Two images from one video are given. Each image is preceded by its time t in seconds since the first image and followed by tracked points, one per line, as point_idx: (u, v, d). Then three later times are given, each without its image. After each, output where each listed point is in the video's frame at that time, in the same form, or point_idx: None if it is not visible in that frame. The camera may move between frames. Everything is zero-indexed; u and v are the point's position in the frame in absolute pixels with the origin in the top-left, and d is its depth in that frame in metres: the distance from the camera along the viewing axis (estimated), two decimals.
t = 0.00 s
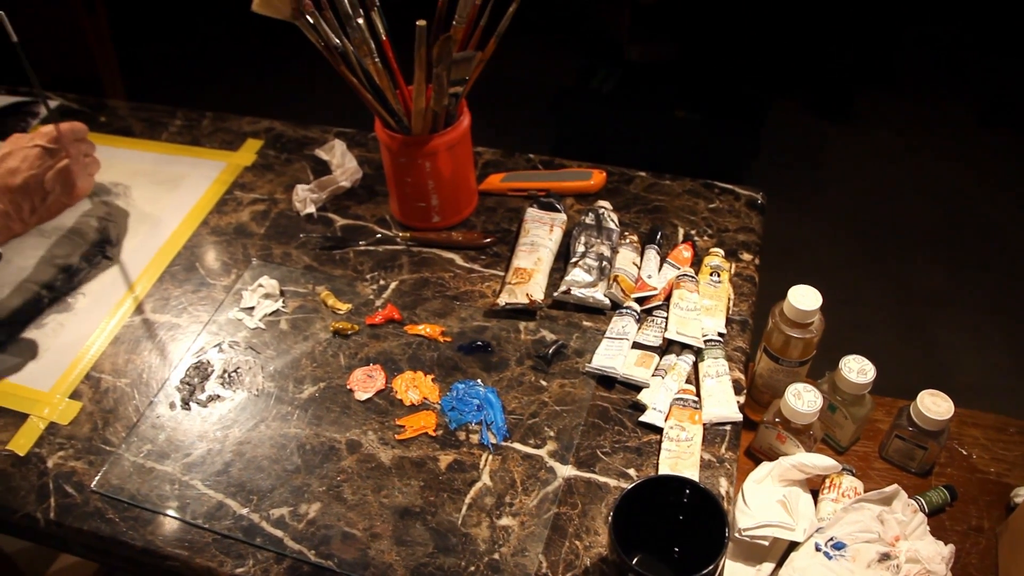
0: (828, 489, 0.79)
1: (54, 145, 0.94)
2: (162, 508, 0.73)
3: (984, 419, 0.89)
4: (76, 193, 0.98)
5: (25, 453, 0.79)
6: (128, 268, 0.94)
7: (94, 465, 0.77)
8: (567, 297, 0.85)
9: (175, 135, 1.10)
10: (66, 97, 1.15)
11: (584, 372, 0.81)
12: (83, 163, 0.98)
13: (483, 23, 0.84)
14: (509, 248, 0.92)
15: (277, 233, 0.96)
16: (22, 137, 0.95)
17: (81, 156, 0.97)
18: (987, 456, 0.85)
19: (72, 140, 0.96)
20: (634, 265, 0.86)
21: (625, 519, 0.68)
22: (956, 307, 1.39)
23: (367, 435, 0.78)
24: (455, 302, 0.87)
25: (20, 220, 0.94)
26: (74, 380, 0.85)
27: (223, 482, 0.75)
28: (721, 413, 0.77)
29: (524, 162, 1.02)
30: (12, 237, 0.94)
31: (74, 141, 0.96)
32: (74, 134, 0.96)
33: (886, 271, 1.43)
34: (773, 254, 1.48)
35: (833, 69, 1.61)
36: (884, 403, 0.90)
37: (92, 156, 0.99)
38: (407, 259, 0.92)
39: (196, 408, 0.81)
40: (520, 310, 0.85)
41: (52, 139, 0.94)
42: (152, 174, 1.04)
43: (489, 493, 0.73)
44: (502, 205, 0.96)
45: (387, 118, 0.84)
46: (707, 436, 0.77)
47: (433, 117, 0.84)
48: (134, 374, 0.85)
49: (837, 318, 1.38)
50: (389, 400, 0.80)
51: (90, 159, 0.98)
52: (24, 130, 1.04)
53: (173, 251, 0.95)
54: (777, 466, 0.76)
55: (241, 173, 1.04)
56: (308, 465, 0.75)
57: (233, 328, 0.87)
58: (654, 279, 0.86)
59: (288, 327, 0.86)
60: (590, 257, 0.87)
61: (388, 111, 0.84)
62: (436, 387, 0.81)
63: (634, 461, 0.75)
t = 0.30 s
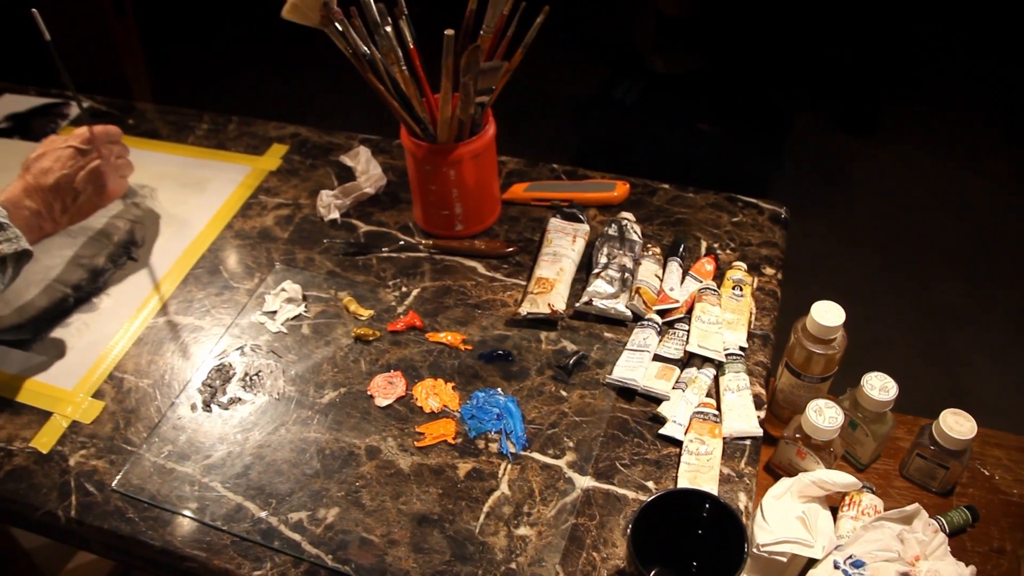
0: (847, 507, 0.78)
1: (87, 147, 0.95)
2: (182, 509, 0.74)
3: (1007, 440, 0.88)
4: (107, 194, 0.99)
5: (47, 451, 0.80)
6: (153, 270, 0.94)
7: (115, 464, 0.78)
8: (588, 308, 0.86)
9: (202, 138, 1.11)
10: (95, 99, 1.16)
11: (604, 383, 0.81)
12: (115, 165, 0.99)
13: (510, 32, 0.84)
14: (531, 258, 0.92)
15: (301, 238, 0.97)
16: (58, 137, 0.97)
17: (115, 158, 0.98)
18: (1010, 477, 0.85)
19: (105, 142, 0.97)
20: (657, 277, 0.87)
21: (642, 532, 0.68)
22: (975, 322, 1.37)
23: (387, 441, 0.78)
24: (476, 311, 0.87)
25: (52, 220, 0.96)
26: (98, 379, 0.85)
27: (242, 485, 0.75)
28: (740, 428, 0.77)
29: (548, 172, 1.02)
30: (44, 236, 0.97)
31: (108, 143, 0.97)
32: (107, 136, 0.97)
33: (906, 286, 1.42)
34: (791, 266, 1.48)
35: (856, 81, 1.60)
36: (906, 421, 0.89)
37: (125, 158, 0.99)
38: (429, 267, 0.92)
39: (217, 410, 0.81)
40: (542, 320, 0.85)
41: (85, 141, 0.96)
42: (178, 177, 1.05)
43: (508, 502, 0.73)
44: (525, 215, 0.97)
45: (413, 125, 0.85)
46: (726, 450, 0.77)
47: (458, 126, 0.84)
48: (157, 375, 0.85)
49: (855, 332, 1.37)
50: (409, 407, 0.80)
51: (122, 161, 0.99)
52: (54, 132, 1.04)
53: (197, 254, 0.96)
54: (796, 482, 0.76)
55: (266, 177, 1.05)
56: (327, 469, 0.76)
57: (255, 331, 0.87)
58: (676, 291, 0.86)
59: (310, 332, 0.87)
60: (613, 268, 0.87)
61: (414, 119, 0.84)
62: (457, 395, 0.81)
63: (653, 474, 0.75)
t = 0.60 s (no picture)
0: (864, 524, 0.77)
1: (110, 154, 0.99)
2: (199, 512, 0.74)
3: None
4: (129, 203, 1.01)
5: (66, 452, 0.80)
6: (173, 275, 0.95)
7: (133, 467, 0.79)
8: (606, 320, 0.86)
9: (224, 144, 1.12)
10: (120, 104, 1.18)
11: (622, 396, 0.81)
12: (137, 173, 1.01)
13: (533, 43, 0.84)
14: (550, 269, 0.92)
15: (321, 245, 0.97)
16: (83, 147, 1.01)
17: (136, 165, 1.01)
18: None
19: (128, 150, 1.00)
20: (675, 290, 0.87)
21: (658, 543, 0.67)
22: (991, 337, 1.36)
23: (403, 449, 0.78)
24: (494, 321, 0.88)
25: (73, 227, 0.98)
26: (117, 382, 0.86)
27: (259, 490, 0.75)
28: (758, 443, 0.77)
29: (568, 184, 1.02)
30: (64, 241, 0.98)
31: (129, 151, 1.00)
32: (129, 144, 1.00)
33: (924, 301, 1.41)
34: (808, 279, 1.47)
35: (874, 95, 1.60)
36: (925, 440, 0.89)
37: (147, 166, 1.02)
38: (448, 276, 0.93)
39: (235, 415, 0.82)
40: (560, 332, 0.86)
41: (108, 149, 0.99)
42: (200, 182, 1.06)
43: (523, 513, 0.73)
44: (544, 226, 0.97)
45: (434, 135, 0.85)
46: (743, 465, 0.76)
47: (480, 136, 0.84)
48: (176, 379, 0.86)
49: (870, 345, 1.37)
50: (426, 416, 0.80)
51: (144, 169, 1.02)
52: (78, 136, 1.06)
53: (217, 260, 0.97)
54: (814, 499, 0.75)
55: (287, 184, 1.06)
56: (344, 477, 0.76)
57: (274, 337, 0.88)
58: (695, 305, 0.86)
59: (329, 339, 0.87)
60: (631, 281, 0.87)
61: (436, 129, 0.85)
62: (474, 405, 0.81)
63: (669, 488, 0.75)
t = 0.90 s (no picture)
0: (880, 542, 0.77)
1: (134, 160, 0.99)
2: (215, 516, 0.74)
3: None
4: (152, 209, 1.02)
5: (84, 453, 0.81)
6: (193, 280, 0.96)
7: (149, 470, 0.79)
8: (624, 332, 0.86)
9: (245, 150, 1.13)
10: (143, 108, 1.19)
11: (638, 408, 0.81)
12: (161, 180, 1.02)
13: (555, 55, 0.84)
14: (568, 279, 0.93)
15: (340, 252, 0.98)
16: (110, 152, 1.03)
17: (160, 172, 1.01)
18: None
19: (153, 158, 1.00)
20: (694, 303, 0.87)
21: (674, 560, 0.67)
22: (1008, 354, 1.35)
23: (419, 458, 0.78)
24: (512, 331, 0.88)
25: (97, 231, 0.99)
26: (136, 385, 0.86)
27: (275, 496, 0.76)
28: (774, 458, 0.76)
29: (586, 195, 1.02)
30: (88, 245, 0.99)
31: (154, 157, 1.00)
32: (155, 151, 1.00)
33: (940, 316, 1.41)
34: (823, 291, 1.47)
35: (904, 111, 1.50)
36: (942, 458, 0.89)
37: (171, 173, 1.02)
38: (466, 285, 0.93)
39: (252, 420, 0.82)
40: (577, 343, 0.86)
41: (134, 155, 0.99)
42: (221, 188, 1.07)
43: (538, 523, 0.73)
44: (563, 237, 0.97)
45: (455, 144, 0.86)
46: (759, 480, 0.76)
47: (500, 147, 0.85)
48: (193, 383, 0.86)
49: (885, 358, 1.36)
50: (442, 425, 0.80)
51: (169, 176, 1.02)
52: (102, 140, 1.07)
53: (236, 265, 0.97)
54: (829, 515, 0.75)
55: (307, 191, 1.06)
56: (359, 484, 0.76)
57: (292, 343, 0.88)
58: (713, 318, 0.86)
59: (346, 346, 0.87)
60: (649, 293, 0.87)
61: (457, 138, 0.85)
62: (490, 414, 0.81)
63: (685, 501, 0.74)
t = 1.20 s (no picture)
0: (896, 558, 0.75)
1: (147, 160, 1.00)
2: (229, 520, 0.75)
3: None
4: (165, 209, 1.02)
5: (101, 455, 0.81)
6: (211, 284, 0.96)
7: (165, 473, 0.79)
8: (640, 343, 0.86)
9: (264, 156, 1.13)
10: (164, 113, 1.20)
11: (653, 420, 0.81)
12: (173, 180, 1.03)
13: (575, 65, 0.84)
14: (584, 290, 0.93)
15: (358, 259, 0.98)
16: (121, 153, 1.03)
17: (172, 173, 1.02)
18: None
19: (164, 158, 1.02)
20: (710, 316, 0.87)
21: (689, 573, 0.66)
22: None
23: (433, 466, 0.78)
24: (528, 340, 0.88)
25: (111, 230, 0.99)
26: (152, 388, 0.87)
27: (289, 501, 0.76)
28: (790, 472, 0.76)
29: (604, 206, 1.02)
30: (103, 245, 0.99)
31: (165, 158, 1.01)
32: (166, 151, 1.02)
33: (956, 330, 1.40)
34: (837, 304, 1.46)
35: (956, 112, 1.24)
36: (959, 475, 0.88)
37: (183, 174, 1.04)
38: (482, 294, 0.93)
39: (268, 425, 0.82)
40: (592, 353, 0.86)
41: (146, 156, 1.01)
42: (239, 193, 1.07)
43: (551, 534, 0.72)
44: (580, 247, 0.97)
45: (474, 154, 0.86)
46: (774, 493, 0.75)
47: (519, 156, 0.85)
48: (210, 388, 0.87)
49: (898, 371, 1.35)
50: (457, 433, 0.80)
51: (180, 176, 1.03)
52: (123, 144, 1.08)
53: (253, 271, 0.98)
54: (844, 530, 0.74)
55: (325, 198, 1.07)
56: (373, 491, 0.76)
57: (309, 350, 0.89)
58: (729, 331, 0.86)
59: (362, 353, 0.88)
60: (666, 305, 0.87)
61: (476, 148, 0.85)
62: (505, 424, 0.81)
63: (699, 514, 0.74)
